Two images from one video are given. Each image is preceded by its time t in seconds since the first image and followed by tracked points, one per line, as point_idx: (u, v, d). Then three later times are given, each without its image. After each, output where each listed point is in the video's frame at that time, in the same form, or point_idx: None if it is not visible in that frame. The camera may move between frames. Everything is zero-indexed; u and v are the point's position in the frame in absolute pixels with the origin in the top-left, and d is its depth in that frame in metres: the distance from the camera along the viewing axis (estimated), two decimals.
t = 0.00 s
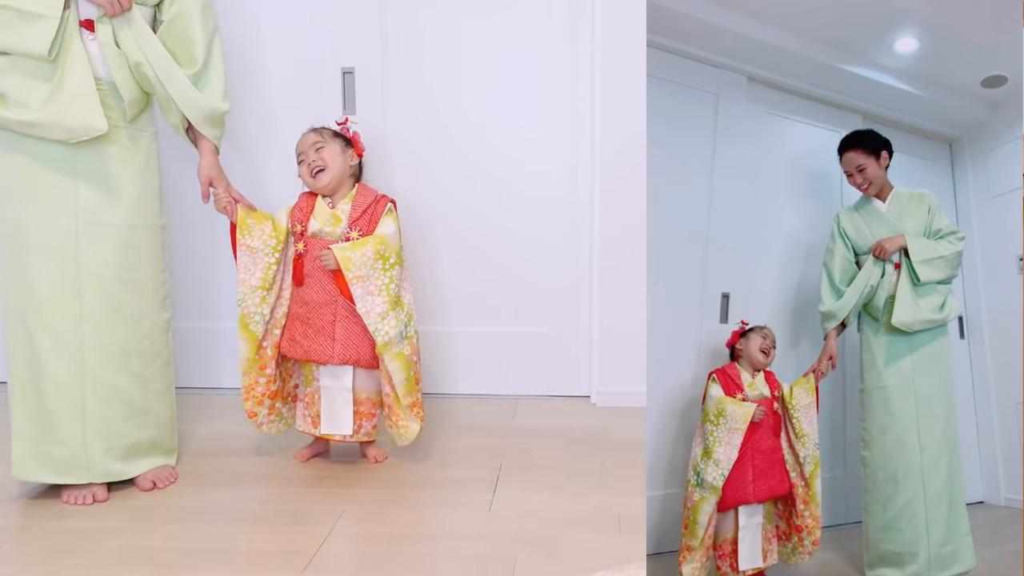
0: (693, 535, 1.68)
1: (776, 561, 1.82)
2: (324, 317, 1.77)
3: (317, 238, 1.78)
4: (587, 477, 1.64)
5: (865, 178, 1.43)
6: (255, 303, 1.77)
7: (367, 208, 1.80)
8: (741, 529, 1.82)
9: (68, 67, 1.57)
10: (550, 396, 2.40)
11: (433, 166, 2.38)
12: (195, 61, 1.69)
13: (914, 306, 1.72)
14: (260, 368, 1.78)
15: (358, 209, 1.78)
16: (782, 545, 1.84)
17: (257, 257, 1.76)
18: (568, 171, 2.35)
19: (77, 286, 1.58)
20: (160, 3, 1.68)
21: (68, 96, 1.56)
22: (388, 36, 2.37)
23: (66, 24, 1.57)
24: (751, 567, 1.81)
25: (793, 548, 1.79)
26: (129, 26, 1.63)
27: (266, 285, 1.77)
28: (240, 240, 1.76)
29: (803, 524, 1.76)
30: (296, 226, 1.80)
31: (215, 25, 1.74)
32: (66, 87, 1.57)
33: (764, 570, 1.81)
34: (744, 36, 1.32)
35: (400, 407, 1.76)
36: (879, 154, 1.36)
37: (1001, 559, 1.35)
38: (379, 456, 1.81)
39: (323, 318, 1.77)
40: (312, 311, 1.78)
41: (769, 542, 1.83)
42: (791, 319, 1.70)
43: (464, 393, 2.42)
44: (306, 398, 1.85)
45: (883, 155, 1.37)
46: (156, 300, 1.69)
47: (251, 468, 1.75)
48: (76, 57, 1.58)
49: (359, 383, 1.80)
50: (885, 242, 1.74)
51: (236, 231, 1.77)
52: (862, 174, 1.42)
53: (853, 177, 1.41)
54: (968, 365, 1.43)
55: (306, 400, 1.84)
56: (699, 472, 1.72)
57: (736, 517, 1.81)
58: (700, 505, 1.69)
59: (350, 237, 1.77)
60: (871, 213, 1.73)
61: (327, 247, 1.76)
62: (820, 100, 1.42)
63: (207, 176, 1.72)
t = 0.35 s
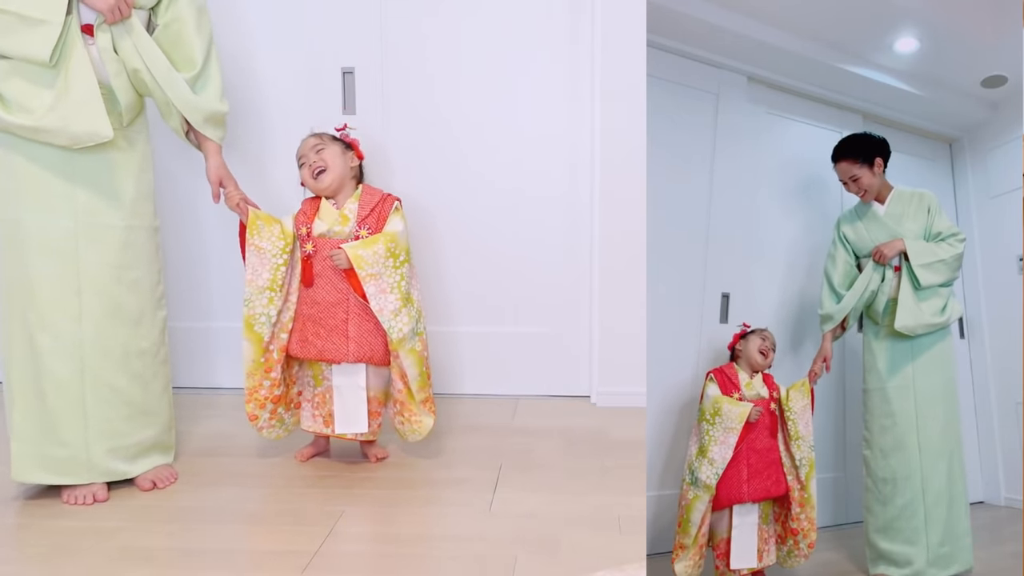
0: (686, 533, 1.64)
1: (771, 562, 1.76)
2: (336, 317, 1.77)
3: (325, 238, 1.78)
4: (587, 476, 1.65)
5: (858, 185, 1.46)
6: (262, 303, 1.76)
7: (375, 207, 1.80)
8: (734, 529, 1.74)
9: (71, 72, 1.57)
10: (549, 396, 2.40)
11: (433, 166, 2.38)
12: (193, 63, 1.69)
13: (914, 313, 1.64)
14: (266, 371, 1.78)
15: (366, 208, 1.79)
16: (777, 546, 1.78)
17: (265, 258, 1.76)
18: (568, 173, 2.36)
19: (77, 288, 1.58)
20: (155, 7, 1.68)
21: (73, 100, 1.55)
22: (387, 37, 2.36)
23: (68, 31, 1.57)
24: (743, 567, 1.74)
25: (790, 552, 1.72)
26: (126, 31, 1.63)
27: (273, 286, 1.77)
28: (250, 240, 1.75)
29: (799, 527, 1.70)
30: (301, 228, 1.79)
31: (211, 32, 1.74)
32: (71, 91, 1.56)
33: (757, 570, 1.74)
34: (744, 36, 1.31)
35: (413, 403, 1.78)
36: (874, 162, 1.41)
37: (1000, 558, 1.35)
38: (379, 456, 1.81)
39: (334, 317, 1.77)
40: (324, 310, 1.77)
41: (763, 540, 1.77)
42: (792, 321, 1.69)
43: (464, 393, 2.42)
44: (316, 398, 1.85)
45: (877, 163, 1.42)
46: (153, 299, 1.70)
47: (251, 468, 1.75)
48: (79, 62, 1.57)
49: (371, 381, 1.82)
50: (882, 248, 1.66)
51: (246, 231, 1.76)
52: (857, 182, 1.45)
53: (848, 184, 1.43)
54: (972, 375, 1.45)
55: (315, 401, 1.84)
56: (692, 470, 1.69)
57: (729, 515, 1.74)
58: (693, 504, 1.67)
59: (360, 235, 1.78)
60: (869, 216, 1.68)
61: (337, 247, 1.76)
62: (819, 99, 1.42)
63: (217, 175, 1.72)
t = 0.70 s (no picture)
0: (690, 533, 1.67)
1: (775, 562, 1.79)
2: (334, 316, 1.77)
3: (323, 238, 1.78)
4: (587, 477, 1.64)
5: (871, 186, 1.43)
6: (263, 304, 1.77)
7: (372, 205, 1.80)
8: (739, 529, 1.79)
9: (75, 78, 1.56)
10: (549, 396, 2.40)
11: (433, 166, 2.38)
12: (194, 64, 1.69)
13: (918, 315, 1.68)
14: (261, 372, 1.78)
15: (363, 206, 1.79)
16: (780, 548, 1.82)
17: (267, 259, 1.76)
18: (568, 181, 2.36)
19: (77, 288, 1.58)
20: (155, 7, 1.67)
21: (76, 108, 1.55)
22: (387, 37, 2.36)
23: (75, 36, 1.57)
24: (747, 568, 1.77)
25: (793, 552, 1.75)
26: (128, 35, 1.63)
27: (275, 289, 1.77)
28: (253, 240, 1.76)
29: (803, 528, 1.74)
30: (297, 229, 1.79)
31: (212, 30, 1.73)
32: (75, 96, 1.56)
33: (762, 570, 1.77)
34: (744, 36, 1.31)
35: (412, 402, 1.78)
36: (887, 165, 1.38)
37: (1001, 558, 1.35)
38: (379, 455, 1.81)
39: (333, 317, 1.77)
40: (322, 309, 1.77)
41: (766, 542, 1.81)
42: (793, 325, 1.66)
43: (464, 393, 2.42)
44: (315, 398, 1.84)
45: (890, 165, 1.38)
46: (152, 297, 1.70)
47: (251, 468, 1.75)
48: (83, 67, 1.56)
49: (370, 379, 1.82)
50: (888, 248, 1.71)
51: (251, 232, 1.77)
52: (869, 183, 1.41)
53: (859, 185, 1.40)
54: (968, 370, 1.43)
55: (314, 401, 1.84)
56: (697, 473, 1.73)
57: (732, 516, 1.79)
58: (697, 504, 1.70)
59: (357, 234, 1.78)
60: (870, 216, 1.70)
61: (334, 246, 1.76)
62: (818, 99, 1.38)
63: (228, 174, 1.72)
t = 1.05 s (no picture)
0: (693, 536, 1.61)
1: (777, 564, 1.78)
2: (331, 321, 1.77)
3: (317, 242, 1.78)
4: (587, 477, 1.64)
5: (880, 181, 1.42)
6: (259, 309, 1.77)
7: (367, 209, 1.80)
8: (741, 532, 1.76)
9: (59, 83, 1.56)
10: (549, 396, 2.40)
11: (433, 165, 2.38)
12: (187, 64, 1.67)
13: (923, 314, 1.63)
14: (261, 375, 1.79)
15: (356, 212, 1.79)
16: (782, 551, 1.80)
17: (262, 263, 1.76)
18: (568, 181, 2.36)
19: (76, 289, 1.58)
20: (151, 7, 1.66)
21: (64, 109, 1.55)
22: (387, 37, 2.36)
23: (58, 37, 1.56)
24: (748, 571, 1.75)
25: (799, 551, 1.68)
26: (118, 34, 1.61)
27: (270, 293, 1.77)
28: (248, 245, 1.76)
29: (810, 527, 1.66)
30: (292, 232, 1.79)
31: (208, 28, 1.72)
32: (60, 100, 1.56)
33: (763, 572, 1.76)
34: (744, 35, 1.31)
35: (409, 402, 1.79)
36: (897, 160, 1.37)
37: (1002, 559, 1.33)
38: (380, 455, 1.81)
39: (330, 322, 1.77)
40: (318, 315, 1.77)
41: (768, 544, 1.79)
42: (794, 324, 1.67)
43: (464, 393, 2.42)
44: (312, 399, 1.83)
45: (899, 160, 1.37)
46: (154, 298, 1.69)
47: (251, 468, 1.75)
48: (67, 72, 1.56)
49: (369, 380, 1.81)
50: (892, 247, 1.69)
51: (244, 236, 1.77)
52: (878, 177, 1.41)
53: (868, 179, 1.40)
54: (970, 368, 1.43)
55: (310, 402, 1.83)
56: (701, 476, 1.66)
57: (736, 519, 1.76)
58: (701, 509, 1.62)
59: (352, 238, 1.78)
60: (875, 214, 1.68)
61: (329, 252, 1.76)
62: (818, 100, 1.38)
63: (221, 179, 1.73)
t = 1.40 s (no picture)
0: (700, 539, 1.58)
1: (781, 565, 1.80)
2: (323, 327, 1.77)
3: (309, 246, 1.78)
4: (587, 477, 1.64)
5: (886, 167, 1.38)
6: (245, 305, 1.75)
7: (360, 214, 1.79)
8: (746, 533, 1.77)
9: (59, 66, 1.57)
10: (550, 396, 2.40)
11: (433, 165, 2.38)
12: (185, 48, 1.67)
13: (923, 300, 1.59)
14: (247, 374, 1.77)
15: (351, 216, 1.78)
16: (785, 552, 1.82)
17: (248, 258, 1.74)
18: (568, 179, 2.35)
19: (83, 287, 1.58)
20: None
21: (66, 95, 1.55)
22: (387, 38, 2.36)
23: (53, 21, 1.56)
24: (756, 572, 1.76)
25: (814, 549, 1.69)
26: (117, 19, 1.62)
27: (257, 289, 1.75)
28: (234, 238, 1.74)
29: (822, 524, 1.70)
30: (285, 233, 1.78)
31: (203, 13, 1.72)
32: (60, 88, 1.56)
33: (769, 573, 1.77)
34: (744, 35, 1.32)
35: (400, 409, 1.79)
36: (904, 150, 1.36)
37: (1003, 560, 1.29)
38: (379, 457, 1.81)
39: (322, 327, 1.77)
40: (311, 320, 1.77)
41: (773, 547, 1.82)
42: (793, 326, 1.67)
43: (464, 393, 2.42)
44: (304, 402, 1.83)
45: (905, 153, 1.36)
46: (159, 298, 1.69)
47: (251, 468, 1.75)
48: (66, 55, 1.57)
49: (361, 385, 1.81)
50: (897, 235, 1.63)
51: (230, 230, 1.76)
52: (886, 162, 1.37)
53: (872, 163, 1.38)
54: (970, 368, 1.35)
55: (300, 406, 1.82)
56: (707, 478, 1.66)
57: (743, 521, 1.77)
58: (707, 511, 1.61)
59: (344, 242, 1.77)
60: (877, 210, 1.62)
61: (322, 257, 1.76)
62: (819, 100, 1.38)
63: (210, 167, 1.72)
